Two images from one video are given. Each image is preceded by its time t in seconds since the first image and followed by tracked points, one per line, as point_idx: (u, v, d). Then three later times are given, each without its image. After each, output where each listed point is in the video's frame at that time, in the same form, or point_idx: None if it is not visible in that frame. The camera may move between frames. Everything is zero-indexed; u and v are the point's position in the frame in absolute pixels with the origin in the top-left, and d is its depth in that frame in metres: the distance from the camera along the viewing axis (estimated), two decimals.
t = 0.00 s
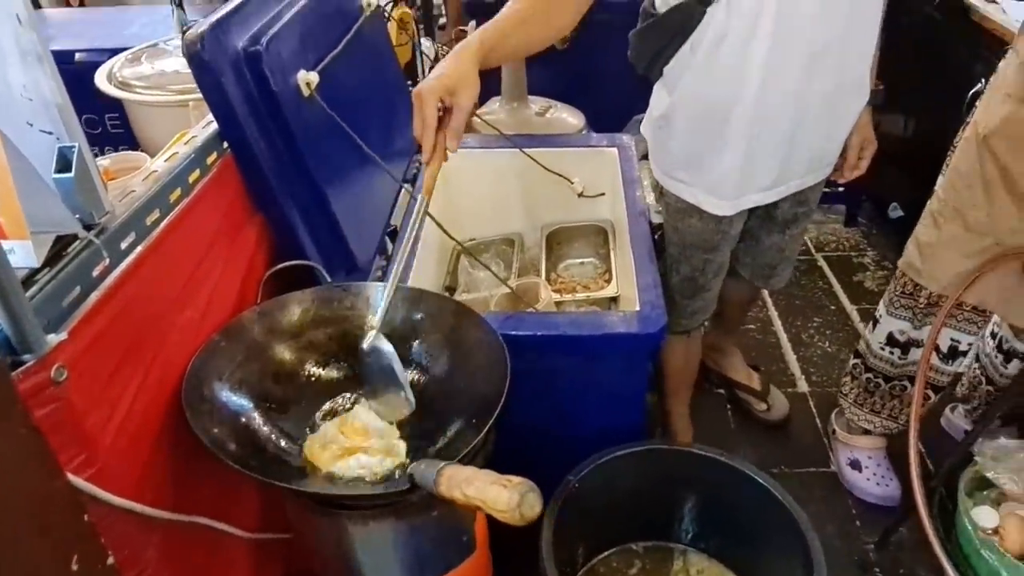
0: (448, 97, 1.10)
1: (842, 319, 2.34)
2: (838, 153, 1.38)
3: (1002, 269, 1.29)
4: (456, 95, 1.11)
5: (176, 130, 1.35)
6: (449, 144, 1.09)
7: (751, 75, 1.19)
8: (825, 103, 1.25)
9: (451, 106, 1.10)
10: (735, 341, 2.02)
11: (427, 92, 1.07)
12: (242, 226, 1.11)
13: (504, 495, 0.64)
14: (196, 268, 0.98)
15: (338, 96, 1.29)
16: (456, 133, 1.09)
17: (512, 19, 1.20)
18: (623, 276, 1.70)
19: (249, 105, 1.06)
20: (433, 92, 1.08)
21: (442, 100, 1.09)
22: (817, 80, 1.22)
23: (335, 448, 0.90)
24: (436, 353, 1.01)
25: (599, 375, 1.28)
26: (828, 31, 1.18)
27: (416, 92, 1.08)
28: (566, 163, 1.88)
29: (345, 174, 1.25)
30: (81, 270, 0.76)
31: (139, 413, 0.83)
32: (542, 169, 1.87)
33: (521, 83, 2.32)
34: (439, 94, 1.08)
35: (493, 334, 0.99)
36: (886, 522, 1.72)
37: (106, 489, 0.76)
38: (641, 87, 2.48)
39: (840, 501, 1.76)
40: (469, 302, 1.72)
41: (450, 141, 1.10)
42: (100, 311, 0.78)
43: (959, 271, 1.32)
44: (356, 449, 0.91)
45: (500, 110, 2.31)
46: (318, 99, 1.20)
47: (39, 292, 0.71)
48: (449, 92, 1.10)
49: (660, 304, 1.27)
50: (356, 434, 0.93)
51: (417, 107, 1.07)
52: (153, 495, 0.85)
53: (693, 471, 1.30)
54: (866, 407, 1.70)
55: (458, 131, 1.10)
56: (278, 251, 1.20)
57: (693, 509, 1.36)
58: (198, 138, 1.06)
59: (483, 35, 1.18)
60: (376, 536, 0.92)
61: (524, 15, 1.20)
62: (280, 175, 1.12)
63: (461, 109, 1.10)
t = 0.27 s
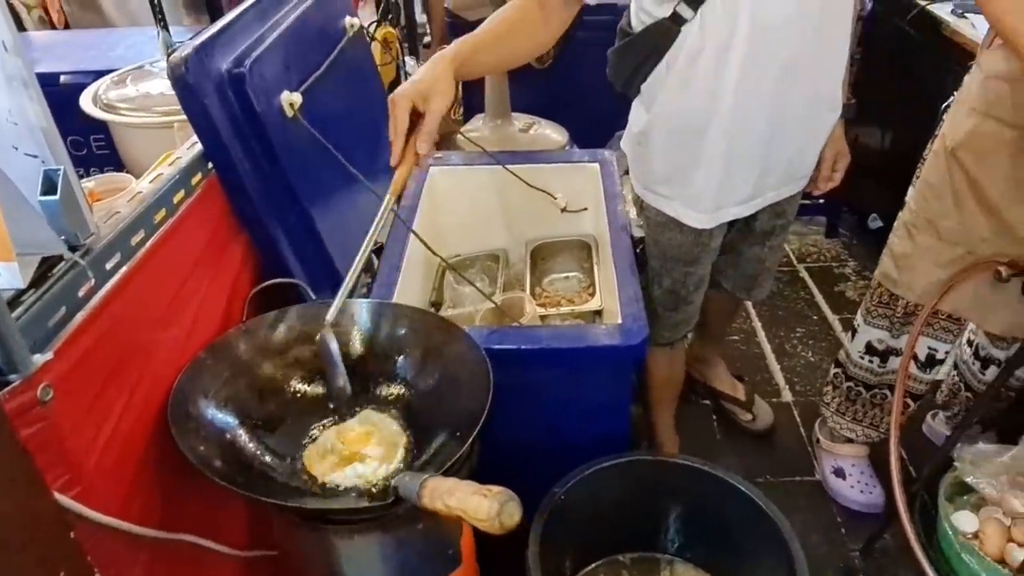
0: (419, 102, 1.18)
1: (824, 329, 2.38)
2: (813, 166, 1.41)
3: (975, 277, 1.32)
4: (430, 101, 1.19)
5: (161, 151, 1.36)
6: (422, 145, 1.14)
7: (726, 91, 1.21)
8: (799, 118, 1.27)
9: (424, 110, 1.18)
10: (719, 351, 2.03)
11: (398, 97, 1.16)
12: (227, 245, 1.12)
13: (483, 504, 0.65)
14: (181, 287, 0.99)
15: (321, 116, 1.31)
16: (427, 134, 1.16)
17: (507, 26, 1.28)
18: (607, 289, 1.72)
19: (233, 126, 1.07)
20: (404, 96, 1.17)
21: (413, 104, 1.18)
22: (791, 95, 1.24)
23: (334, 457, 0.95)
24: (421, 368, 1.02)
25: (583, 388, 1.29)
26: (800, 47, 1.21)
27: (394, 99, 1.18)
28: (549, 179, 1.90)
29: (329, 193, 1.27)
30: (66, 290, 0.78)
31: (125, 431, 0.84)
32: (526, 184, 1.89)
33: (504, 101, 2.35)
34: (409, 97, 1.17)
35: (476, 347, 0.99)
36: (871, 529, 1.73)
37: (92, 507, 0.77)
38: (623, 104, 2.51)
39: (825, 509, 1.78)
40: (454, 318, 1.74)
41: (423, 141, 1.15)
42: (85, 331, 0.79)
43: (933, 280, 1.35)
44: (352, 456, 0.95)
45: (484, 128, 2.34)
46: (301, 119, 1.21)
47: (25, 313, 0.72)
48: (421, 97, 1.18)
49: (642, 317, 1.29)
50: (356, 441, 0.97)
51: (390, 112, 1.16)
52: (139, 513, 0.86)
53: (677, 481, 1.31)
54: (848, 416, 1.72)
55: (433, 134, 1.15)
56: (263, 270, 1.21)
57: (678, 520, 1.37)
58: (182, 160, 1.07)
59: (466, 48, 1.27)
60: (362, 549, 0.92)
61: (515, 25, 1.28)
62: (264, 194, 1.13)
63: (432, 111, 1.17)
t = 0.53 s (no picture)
0: (400, 139, 1.11)
1: (804, 339, 2.41)
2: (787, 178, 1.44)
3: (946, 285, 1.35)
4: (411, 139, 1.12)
5: (142, 169, 1.37)
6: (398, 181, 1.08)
7: (699, 105, 1.23)
8: (771, 130, 1.30)
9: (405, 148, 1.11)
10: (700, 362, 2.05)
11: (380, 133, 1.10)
12: (207, 263, 1.13)
13: (458, 512, 0.66)
14: (161, 304, 1.00)
15: (301, 133, 1.32)
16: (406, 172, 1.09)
17: (491, 54, 1.21)
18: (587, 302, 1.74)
19: (213, 144, 1.08)
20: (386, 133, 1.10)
21: (394, 141, 1.11)
22: (763, 108, 1.27)
23: (324, 462, 0.97)
24: (402, 381, 1.03)
25: (564, 400, 1.31)
26: (771, 62, 1.23)
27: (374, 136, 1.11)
28: (530, 194, 1.92)
29: (310, 209, 1.28)
30: (45, 308, 0.78)
31: (105, 448, 0.84)
32: (506, 199, 1.91)
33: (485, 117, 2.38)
34: (389, 136, 1.10)
35: (456, 359, 1.01)
36: (851, 535, 1.75)
37: (71, 524, 0.78)
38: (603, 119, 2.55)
39: (807, 516, 1.80)
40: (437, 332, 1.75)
41: (398, 179, 1.09)
42: (64, 349, 0.79)
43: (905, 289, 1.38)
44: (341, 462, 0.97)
45: (465, 144, 2.36)
46: (280, 137, 1.22)
47: (3, 331, 0.73)
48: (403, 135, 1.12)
49: (620, 328, 1.30)
50: (345, 447, 0.99)
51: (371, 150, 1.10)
52: (119, 530, 0.86)
53: (657, 491, 1.33)
54: (827, 424, 1.74)
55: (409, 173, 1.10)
56: (244, 286, 1.22)
57: (659, 529, 1.38)
58: (162, 178, 1.08)
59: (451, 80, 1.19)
60: (343, 562, 0.93)
61: (500, 52, 1.21)
62: (244, 212, 1.14)
63: (412, 149, 1.10)
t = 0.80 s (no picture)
0: (388, 190, 1.11)
1: (772, 350, 2.44)
2: (748, 192, 1.46)
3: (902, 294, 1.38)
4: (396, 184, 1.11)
5: (106, 191, 1.36)
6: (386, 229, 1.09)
7: (658, 123, 1.25)
8: (729, 147, 1.32)
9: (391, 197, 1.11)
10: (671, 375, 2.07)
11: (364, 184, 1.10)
12: (171, 284, 1.13)
13: (418, 526, 0.67)
14: (124, 326, 0.99)
15: (266, 153, 1.32)
16: (394, 222, 1.10)
17: (461, 89, 1.16)
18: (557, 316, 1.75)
19: (176, 165, 1.08)
20: (372, 185, 1.11)
21: (381, 191, 1.11)
22: (721, 125, 1.29)
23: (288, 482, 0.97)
24: (367, 399, 1.03)
25: (532, 415, 1.31)
26: (728, 79, 1.26)
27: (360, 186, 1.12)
28: (498, 212, 1.94)
29: (277, 229, 1.28)
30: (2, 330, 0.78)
31: (65, 471, 0.84)
32: (474, 217, 1.92)
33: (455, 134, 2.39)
34: (375, 189, 1.10)
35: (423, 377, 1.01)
36: (821, 543, 1.77)
37: (28, 547, 0.77)
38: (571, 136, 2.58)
39: (777, 525, 1.82)
40: (407, 349, 1.75)
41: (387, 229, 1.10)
42: (21, 373, 0.79)
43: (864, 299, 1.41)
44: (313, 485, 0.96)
45: (435, 162, 2.38)
46: (245, 158, 1.22)
47: None
48: (388, 183, 1.11)
49: (587, 341, 1.32)
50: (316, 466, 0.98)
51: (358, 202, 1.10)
52: (79, 554, 0.85)
53: (626, 502, 1.34)
54: (797, 434, 1.76)
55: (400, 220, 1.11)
56: (209, 306, 1.22)
57: (628, 541, 1.39)
58: (124, 200, 1.08)
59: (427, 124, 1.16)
60: None
61: (469, 86, 1.17)
62: (208, 232, 1.14)
63: (399, 197, 1.10)
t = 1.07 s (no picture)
0: (353, 196, 1.07)
1: (735, 361, 2.48)
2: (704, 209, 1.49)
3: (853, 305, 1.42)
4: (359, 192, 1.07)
5: (61, 216, 1.34)
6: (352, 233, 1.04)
7: (612, 142, 1.27)
8: (684, 164, 1.34)
9: (355, 204, 1.07)
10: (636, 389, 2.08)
11: (327, 189, 1.05)
12: (125, 309, 1.12)
13: (373, 548, 0.67)
14: (76, 353, 0.99)
15: (225, 176, 1.32)
16: (360, 226, 1.05)
17: (413, 109, 1.17)
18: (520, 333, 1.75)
19: (129, 188, 1.07)
20: (335, 189, 1.06)
21: (346, 195, 1.06)
22: (675, 143, 1.31)
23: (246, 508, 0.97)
24: (326, 421, 1.02)
25: (494, 432, 1.32)
26: (680, 98, 1.28)
27: (323, 192, 1.07)
28: (460, 230, 1.95)
29: (236, 252, 1.27)
30: None
31: (12, 502, 0.83)
32: (437, 235, 1.93)
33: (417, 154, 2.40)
34: (339, 193, 1.06)
35: (384, 398, 1.00)
36: (785, 552, 1.79)
37: None
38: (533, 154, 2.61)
39: (742, 535, 1.84)
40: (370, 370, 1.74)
41: (353, 233, 1.05)
42: None
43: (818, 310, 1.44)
44: (287, 523, 0.93)
45: (398, 181, 2.38)
46: (202, 181, 1.21)
47: None
48: (352, 190, 1.07)
49: (547, 358, 1.33)
50: (281, 506, 0.95)
51: (321, 207, 1.05)
52: None
53: (590, 517, 1.35)
54: (770, 443, 1.75)
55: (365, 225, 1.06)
56: (166, 331, 1.21)
57: (593, 556, 1.40)
58: (76, 225, 1.07)
59: (387, 137, 1.15)
60: None
61: (423, 105, 1.17)
62: (164, 255, 1.13)
63: (364, 201, 1.06)
